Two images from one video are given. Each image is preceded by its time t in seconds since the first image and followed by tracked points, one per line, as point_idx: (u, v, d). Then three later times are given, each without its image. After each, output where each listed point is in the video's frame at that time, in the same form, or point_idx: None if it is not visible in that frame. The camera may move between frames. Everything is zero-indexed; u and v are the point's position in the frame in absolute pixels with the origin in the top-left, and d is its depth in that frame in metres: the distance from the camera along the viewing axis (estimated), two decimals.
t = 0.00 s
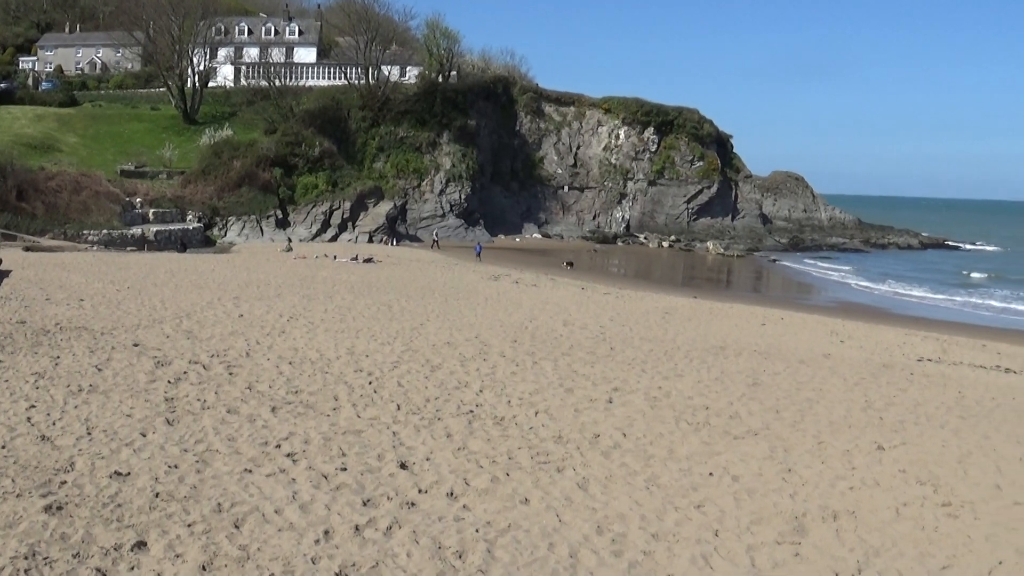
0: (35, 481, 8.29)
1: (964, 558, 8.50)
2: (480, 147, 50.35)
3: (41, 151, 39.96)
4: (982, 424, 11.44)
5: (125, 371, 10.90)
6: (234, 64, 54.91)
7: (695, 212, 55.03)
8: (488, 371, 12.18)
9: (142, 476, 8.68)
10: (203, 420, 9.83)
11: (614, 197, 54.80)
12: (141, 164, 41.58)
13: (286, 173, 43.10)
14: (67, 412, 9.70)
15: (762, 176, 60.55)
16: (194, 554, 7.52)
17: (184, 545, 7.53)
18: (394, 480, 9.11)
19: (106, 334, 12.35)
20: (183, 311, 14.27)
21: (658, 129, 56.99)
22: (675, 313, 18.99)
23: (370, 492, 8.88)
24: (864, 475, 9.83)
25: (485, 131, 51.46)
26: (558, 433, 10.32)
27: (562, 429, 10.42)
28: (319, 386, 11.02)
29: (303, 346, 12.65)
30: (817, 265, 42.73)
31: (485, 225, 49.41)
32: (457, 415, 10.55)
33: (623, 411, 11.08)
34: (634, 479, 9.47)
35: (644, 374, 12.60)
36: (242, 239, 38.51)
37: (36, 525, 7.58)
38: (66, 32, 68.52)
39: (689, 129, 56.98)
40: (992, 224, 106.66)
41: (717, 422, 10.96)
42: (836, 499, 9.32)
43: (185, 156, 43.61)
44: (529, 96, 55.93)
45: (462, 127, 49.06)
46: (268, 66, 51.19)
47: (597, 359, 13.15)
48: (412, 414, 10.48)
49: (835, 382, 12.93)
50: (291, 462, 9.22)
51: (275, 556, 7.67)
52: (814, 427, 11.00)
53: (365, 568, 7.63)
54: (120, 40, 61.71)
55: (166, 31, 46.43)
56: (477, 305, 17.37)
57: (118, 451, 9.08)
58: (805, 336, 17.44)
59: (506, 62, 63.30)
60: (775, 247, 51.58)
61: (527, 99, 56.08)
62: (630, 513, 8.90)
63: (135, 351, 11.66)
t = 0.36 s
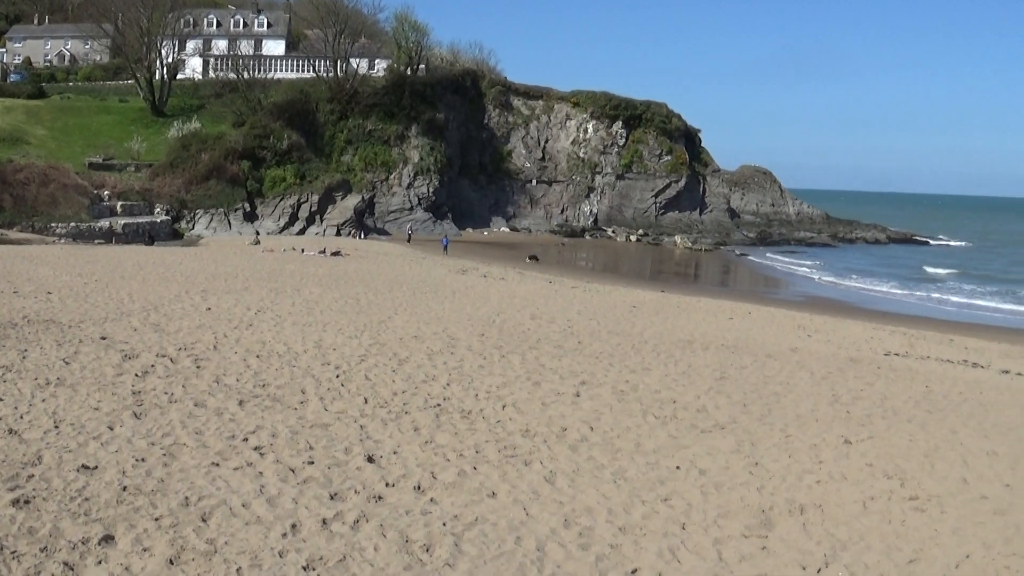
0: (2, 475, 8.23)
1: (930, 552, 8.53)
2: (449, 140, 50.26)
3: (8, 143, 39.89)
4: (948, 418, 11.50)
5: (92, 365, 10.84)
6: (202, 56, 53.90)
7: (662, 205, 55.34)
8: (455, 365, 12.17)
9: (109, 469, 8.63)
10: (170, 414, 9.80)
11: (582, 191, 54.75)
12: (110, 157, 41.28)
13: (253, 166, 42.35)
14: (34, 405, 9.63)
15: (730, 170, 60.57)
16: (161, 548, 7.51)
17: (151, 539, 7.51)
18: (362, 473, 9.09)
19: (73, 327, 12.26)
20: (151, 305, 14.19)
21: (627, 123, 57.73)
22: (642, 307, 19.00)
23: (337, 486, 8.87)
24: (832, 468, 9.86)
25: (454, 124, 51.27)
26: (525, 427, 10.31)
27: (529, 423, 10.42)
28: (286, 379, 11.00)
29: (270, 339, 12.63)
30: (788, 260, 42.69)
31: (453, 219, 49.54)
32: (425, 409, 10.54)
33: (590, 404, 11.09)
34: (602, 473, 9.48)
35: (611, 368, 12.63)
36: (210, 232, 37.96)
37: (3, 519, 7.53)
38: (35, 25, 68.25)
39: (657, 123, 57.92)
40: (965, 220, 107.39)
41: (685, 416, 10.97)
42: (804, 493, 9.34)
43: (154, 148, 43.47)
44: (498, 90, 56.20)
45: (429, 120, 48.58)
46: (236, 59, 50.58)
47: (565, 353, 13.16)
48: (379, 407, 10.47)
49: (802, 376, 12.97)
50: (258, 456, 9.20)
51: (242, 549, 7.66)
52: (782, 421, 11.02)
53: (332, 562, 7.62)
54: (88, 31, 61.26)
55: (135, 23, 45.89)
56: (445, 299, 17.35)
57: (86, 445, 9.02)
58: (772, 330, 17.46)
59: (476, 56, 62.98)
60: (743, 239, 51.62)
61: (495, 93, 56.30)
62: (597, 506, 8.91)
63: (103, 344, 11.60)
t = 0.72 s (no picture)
0: None
1: (904, 551, 8.55)
2: (421, 143, 49.75)
3: None
4: (921, 417, 11.53)
5: (65, 369, 10.76)
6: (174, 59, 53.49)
7: (634, 207, 55.39)
8: (428, 368, 12.17)
9: (83, 474, 8.57)
10: (144, 418, 9.76)
11: (554, 193, 54.97)
12: (82, 161, 41.23)
13: (226, 170, 42.43)
14: (6, 411, 9.54)
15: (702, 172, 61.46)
16: (135, 553, 7.48)
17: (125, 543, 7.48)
18: (335, 477, 9.08)
19: (46, 332, 12.16)
20: (123, 310, 14.11)
21: (599, 125, 57.14)
22: (615, 309, 18.97)
23: (311, 490, 8.86)
24: (805, 468, 9.88)
25: (426, 127, 51.07)
26: (498, 430, 10.31)
27: (502, 425, 10.43)
28: (259, 383, 10.97)
29: (243, 343, 12.60)
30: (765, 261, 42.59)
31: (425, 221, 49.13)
32: (398, 412, 10.53)
33: (563, 407, 11.10)
34: (575, 475, 9.49)
35: (584, 370, 12.62)
36: (182, 236, 38.16)
37: None
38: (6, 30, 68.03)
39: (629, 125, 57.28)
40: (943, 219, 107.97)
41: (657, 417, 10.97)
42: (777, 493, 9.36)
43: (126, 153, 43.32)
44: (469, 93, 55.76)
45: (402, 123, 48.36)
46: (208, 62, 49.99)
47: (538, 355, 13.16)
48: (352, 411, 10.46)
49: (775, 377, 12.97)
50: (232, 460, 9.19)
51: (216, 554, 7.64)
52: (754, 422, 11.04)
53: (307, 566, 7.62)
54: (59, 35, 60.88)
55: (107, 26, 45.60)
56: (417, 302, 17.32)
57: (59, 449, 8.95)
58: (745, 332, 17.45)
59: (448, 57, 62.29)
60: (715, 240, 51.90)
61: (467, 96, 55.86)
62: (571, 508, 8.91)
63: (76, 349, 11.52)
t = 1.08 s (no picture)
0: None
1: (880, 559, 8.58)
2: (399, 152, 50.08)
3: None
4: (897, 426, 11.57)
5: (41, 377, 10.72)
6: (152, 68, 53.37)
7: (612, 216, 55.50)
8: (404, 377, 12.17)
9: (59, 483, 8.52)
10: (121, 427, 9.74)
11: (532, 202, 54.88)
12: (59, 169, 41.00)
13: (203, 178, 42.26)
14: None
15: (679, 182, 60.23)
16: (112, 561, 7.44)
17: (102, 551, 7.44)
18: (311, 486, 9.09)
19: (23, 340, 12.12)
20: (100, 318, 14.05)
21: (577, 134, 57.64)
22: (592, 318, 18.99)
23: (287, 498, 8.86)
24: (780, 478, 9.91)
25: (403, 135, 51.29)
26: (475, 439, 10.32)
27: (479, 434, 10.44)
28: (236, 392, 10.97)
29: (220, 352, 12.59)
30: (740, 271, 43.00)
31: (403, 230, 49.07)
32: (374, 421, 10.53)
33: (540, 416, 11.11)
34: (551, 484, 9.50)
35: (561, 379, 12.63)
36: (160, 245, 38.17)
37: None
38: None
39: (607, 134, 57.72)
40: (925, 227, 108.50)
41: (634, 427, 10.99)
42: (753, 502, 9.38)
43: (104, 160, 43.03)
44: (447, 101, 55.87)
45: (380, 132, 48.67)
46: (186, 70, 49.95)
47: (514, 364, 13.19)
48: (328, 420, 10.46)
49: (752, 387, 12.98)
50: (208, 468, 9.19)
51: (193, 562, 7.62)
52: (730, 431, 11.06)
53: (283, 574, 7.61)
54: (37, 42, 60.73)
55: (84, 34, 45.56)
56: (394, 311, 17.32)
57: (36, 458, 8.90)
58: (722, 341, 17.47)
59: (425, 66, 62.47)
60: (693, 249, 52.19)
61: (444, 105, 55.96)
62: (547, 517, 8.93)
63: (53, 357, 11.47)
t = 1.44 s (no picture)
0: None
1: (858, 560, 8.59)
2: (378, 152, 49.72)
3: None
4: (875, 427, 11.60)
5: (19, 376, 10.68)
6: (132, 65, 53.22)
7: (591, 217, 55.46)
8: (383, 377, 12.17)
9: (37, 482, 8.48)
10: (99, 426, 9.71)
11: (511, 202, 54.76)
12: (39, 167, 40.65)
13: (183, 176, 42.29)
14: None
15: (659, 183, 61.02)
16: (90, 559, 7.41)
17: (80, 550, 7.40)
18: (290, 485, 9.08)
19: None
20: (79, 317, 14.01)
21: (557, 134, 57.65)
22: (571, 319, 19.00)
23: (265, 498, 8.85)
24: (758, 478, 9.92)
25: (383, 135, 50.90)
26: (453, 439, 10.32)
27: (458, 434, 10.43)
28: (214, 392, 10.95)
29: (199, 351, 12.58)
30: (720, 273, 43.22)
31: (382, 230, 48.80)
32: (353, 420, 10.53)
33: (518, 416, 11.11)
34: (529, 484, 9.51)
35: (540, 380, 12.63)
36: (139, 243, 38.44)
37: None
38: None
39: (587, 135, 57.77)
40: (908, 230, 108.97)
41: (612, 427, 11.00)
42: (731, 503, 9.39)
43: (83, 159, 42.85)
44: (427, 101, 56.07)
45: (360, 131, 48.32)
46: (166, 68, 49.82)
47: (493, 364, 13.19)
48: (307, 419, 10.44)
49: (730, 387, 13.00)
50: (187, 467, 9.17)
51: (171, 561, 7.60)
52: (709, 432, 11.07)
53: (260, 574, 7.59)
54: (17, 40, 60.45)
55: (65, 32, 45.54)
56: (373, 311, 17.33)
57: (13, 456, 8.86)
58: (700, 342, 17.50)
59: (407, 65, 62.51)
60: (673, 250, 52.33)
61: (424, 105, 56.16)
62: (525, 517, 8.93)
63: (32, 355, 11.42)
